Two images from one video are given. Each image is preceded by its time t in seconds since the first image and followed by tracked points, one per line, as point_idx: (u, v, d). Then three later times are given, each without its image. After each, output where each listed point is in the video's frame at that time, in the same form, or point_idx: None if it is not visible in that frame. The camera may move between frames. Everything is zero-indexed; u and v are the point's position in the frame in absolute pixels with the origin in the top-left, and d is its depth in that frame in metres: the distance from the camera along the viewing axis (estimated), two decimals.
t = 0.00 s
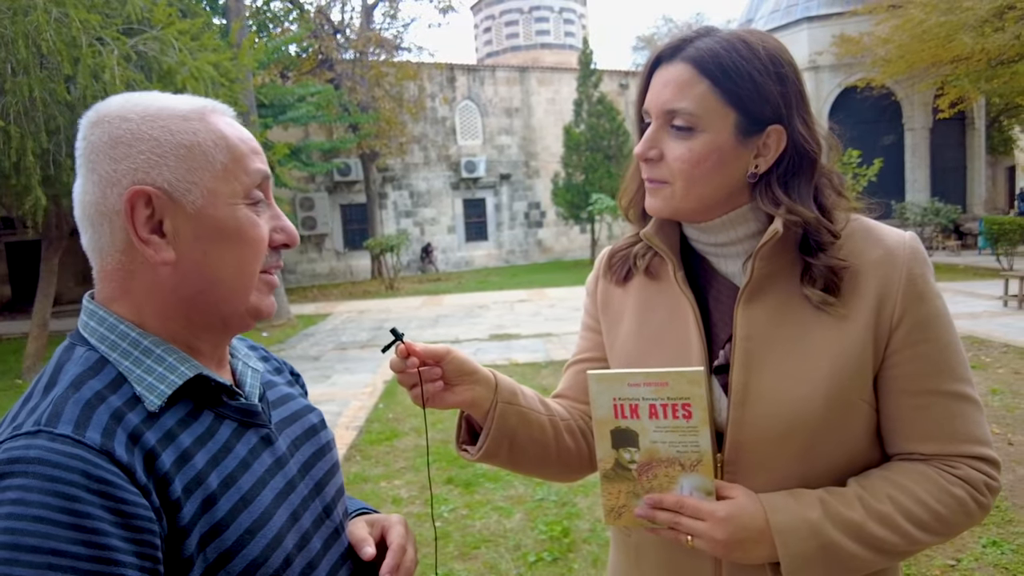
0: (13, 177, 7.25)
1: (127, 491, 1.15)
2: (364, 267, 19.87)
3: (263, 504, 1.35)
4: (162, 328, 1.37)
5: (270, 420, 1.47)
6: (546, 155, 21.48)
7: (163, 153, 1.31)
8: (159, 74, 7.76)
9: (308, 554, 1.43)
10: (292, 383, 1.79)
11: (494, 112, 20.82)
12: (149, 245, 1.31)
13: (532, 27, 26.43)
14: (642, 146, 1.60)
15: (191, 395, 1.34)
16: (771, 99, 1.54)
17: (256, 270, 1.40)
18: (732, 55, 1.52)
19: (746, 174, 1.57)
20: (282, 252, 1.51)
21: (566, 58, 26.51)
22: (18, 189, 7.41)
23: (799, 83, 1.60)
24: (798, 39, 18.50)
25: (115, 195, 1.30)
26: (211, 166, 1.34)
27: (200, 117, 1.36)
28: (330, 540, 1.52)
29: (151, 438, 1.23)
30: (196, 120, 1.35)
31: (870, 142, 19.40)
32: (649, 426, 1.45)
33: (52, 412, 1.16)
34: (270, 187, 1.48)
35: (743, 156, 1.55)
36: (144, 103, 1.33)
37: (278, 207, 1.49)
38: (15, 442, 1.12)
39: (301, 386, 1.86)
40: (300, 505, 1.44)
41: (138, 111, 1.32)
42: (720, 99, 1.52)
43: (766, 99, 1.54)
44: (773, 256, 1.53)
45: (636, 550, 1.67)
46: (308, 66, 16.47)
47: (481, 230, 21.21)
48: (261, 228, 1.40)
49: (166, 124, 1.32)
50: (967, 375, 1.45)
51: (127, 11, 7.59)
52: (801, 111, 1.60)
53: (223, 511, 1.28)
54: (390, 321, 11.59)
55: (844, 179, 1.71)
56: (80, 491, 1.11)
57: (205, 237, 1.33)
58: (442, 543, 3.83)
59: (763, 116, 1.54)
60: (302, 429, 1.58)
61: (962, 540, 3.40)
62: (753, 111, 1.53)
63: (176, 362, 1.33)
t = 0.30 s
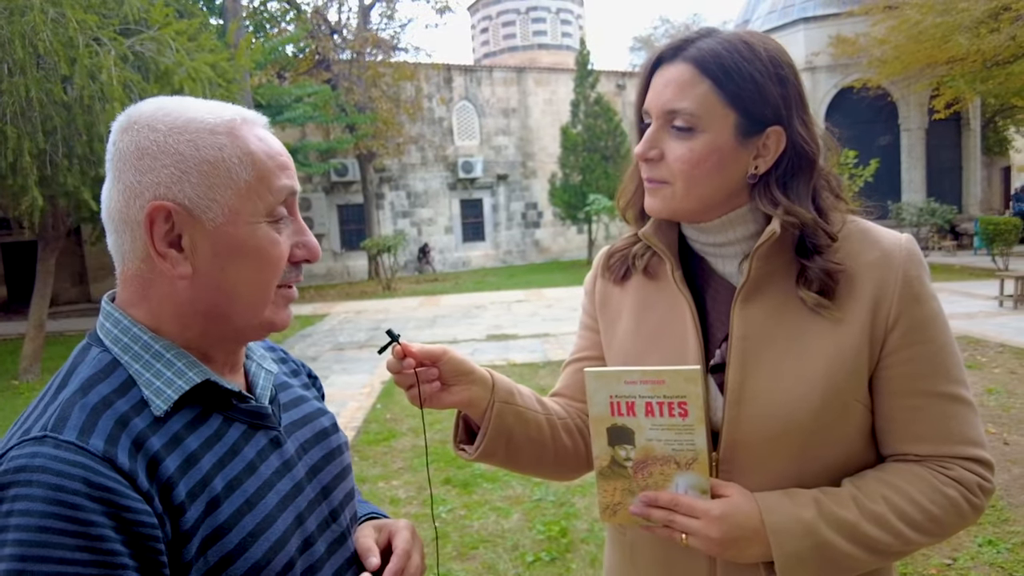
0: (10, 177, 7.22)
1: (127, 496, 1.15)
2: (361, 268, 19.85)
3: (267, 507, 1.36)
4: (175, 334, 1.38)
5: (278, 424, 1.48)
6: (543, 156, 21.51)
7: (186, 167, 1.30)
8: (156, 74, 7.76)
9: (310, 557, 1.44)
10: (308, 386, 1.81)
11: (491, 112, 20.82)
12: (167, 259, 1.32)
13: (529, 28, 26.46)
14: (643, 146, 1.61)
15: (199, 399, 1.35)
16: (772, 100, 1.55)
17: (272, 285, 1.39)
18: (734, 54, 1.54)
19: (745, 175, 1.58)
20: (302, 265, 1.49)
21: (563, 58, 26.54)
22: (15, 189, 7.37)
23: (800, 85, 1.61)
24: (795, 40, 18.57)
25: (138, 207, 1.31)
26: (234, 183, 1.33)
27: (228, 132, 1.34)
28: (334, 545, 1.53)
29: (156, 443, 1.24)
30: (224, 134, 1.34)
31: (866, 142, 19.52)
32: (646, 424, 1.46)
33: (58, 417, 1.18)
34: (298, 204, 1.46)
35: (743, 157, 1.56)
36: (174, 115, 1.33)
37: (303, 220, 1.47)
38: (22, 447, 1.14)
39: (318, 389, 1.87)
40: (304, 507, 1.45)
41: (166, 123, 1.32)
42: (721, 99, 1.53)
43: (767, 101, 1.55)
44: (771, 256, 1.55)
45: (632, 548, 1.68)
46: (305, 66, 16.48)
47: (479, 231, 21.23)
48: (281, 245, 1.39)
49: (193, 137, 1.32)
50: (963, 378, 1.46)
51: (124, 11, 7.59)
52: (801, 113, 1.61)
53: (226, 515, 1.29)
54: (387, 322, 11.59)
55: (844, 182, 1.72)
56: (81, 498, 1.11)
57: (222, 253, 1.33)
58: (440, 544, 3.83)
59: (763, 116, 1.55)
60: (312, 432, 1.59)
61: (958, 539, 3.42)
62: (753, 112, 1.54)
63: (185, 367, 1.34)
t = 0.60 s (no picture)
0: (8, 178, 7.21)
1: (127, 499, 1.16)
2: (359, 268, 19.85)
3: (266, 508, 1.36)
4: (172, 336, 1.38)
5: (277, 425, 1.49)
6: (542, 156, 21.53)
7: (182, 169, 1.31)
8: (154, 75, 7.76)
9: (310, 558, 1.44)
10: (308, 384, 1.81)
11: (490, 113, 20.84)
12: (163, 261, 1.32)
13: (528, 28, 26.48)
14: (637, 150, 1.61)
15: (197, 402, 1.35)
16: (767, 103, 1.55)
17: (269, 288, 1.39)
18: (727, 60, 1.54)
19: (740, 177, 1.59)
20: (301, 266, 1.49)
21: (562, 59, 26.56)
22: (13, 190, 7.36)
23: (793, 87, 1.61)
24: (793, 41, 18.61)
25: (133, 210, 1.31)
26: (230, 186, 1.33)
27: (224, 133, 1.34)
28: (334, 545, 1.54)
29: (153, 447, 1.25)
30: (219, 136, 1.34)
31: (864, 143, 19.63)
32: (642, 423, 1.47)
33: (55, 422, 1.18)
34: (296, 205, 1.46)
35: (738, 161, 1.57)
36: (169, 116, 1.33)
37: (301, 222, 1.47)
38: (19, 455, 1.14)
39: (319, 388, 1.88)
40: (303, 508, 1.45)
41: (161, 124, 1.32)
42: (715, 104, 1.53)
43: (761, 105, 1.55)
44: (766, 257, 1.56)
45: (629, 548, 1.68)
46: (304, 67, 16.50)
47: (477, 231, 21.24)
48: (279, 247, 1.39)
49: (188, 139, 1.32)
50: (958, 377, 1.46)
51: (123, 11, 7.59)
52: (795, 116, 1.62)
53: (225, 517, 1.29)
54: (385, 323, 11.59)
55: (839, 181, 1.72)
56: (82, 502, 1.12)
57: (217, 255, 1.33)
58: (439, 544, 3.83)
59: (757, 120, 1.56)
60: (311, 433, 1.59)
61: (956, 539, 3.43)
62: (747, 116, 1.55)
63: (182, 370, 1.34)
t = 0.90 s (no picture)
0: (9, 179, 7.21)
1: (138, 497, 1.16)
2: (360, 269, 19.87)
3: (268, 507, 1.37)
4: (172, 337, 1.39)
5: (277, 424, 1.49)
6: (542, 157, 21.55)
7: (166, 167, 1.31)
8: (155, 75, 7.77)
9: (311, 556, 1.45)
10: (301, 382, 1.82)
11: (490, 114, 20.85)
12: (152, 261, 1.33)
13: (528, 29, 26.49)
14: (636, 155, 1.61)
15: (198, 401, 1.36)
16: (766, 107, 1.56)
17: (260, 284, 1.40)
18: (727, 63, 1.54)
19: (740, 181, 1.60)
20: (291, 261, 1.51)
21: (562, 60, 26.57)
22: (14, 190, 7.36)
23: (792, 90, 1.62)
24: (793, 42, 18.62)
25: (120, 211, 1.32)
26: (216, 182, 1.34)
27: (208, 130, 1.35)
28: (335, 543, 1.55)
29: (158, 447, 1.25)
30: (204, 132, 1.34)
31: (864, 143, 19.69)
32: (642, 424, 1.47)
33: (62, 422, 1.18)
34: (284, 199, 1.47)
35: (739, 163, 1.57)
36: (151, 115, 1.33)
37: (289, 215, 1.48)
38: (25, 454, 1.14)
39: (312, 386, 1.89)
40: (304, 507, 1.46)
41: (144, 123, 1.33)
42: (714, 108, 1.54)
43: (760, 108, 1.56)
44: (764, 258, 1.56)
45: (630, 548, 1.69)
46: (304, 67, 16.52)
47: (478, 232, 21.25)
48: (269, 242, 1.40)
49: (172, 136, 1.32)
50: (957, 376, 1.46)
51: (124, 12, 7.59)
52: (794, 118, 1.62)
53: (229, 517, 1.30)
54: (386, 323, 11.60)
55: (838, 182, 1.72)
56: (92, 497, 1.12)
57: (207, 252, 1.34)
58: (439, 544, 3.84)
59: (756, 122, 1.56)
60: (309, 432, 1.60)
61: (956, 539, 3.43)
62: (745, 120, 1.55)
63: (182, 371, 1.34)
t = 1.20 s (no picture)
0: (13, 180, 7.23)
1: (138, 505, 1.16)
2: (362, 269, 19.89)
3: (269, 510, 1.37)
4: (178, 340, 1.39)
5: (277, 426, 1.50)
6: (544, 157, 21.56)
7: (180, 172, 1.30)
8: (158, 76, 7.77)
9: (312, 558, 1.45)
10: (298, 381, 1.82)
11: (492, 114, 20.86)
12: (173, 268, 1.33)
13: (530, 29, 26.48)
14: (647, 153, 1.61)
15: (200, 405, 1.36)
16: (775, 107, 1.56)
17: (275, 278, 1.43)
18: (742, 62, 1.54)
19: (750, 180, 1.60)
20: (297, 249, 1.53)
21: (564, 60, 26.57)
22: (17, 191, 7.37)
23: (801, 90, 1.62)
24: (796, 42, 18.61)
25: (136, 220, 1.30)
26: (229, 180, 1.34)
27: (211, 127, 1.34)
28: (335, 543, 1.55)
29: (160, 451, 1.25)
30: (207, 130, 1.34)
31: (867, 144, 19.68)
32: (648, 421, 1.47)
33: (61, 428, 1.18)
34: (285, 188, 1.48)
35: (748, 163, 1.57)
36: (152, 116, 1.31)
37: (291, 204, 1.50)
38: (24, 461, 1.14)
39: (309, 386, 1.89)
40: (305, 510, 1.46)
41: (146, 126, 1.30)
42: (726, 107, 1.54)
43: (771, 109, 1.56)
44: (770, 256, 1.56)
45: (633, 545, 1.69)
46: (306, 68, 16.51)
47: (480, 232, 21.26)
48: (280, 234, 1.42)
49: (179, 139, 1.30)
50: (959, 374, 1.46)
51: (127, 12, 7.60)
52: (803, 119, 1.62)
53: (232, 521, 1.31)
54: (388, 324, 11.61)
55: (843, 181, 1.72)
56: (92, 508, 1.12)
57: (232, 253, 1.35)
58: (441, 544, 3.84)
59: (766, 123, 1.56)
60: (307, 434, 1.61)
61: (959, 540, 3.42)
62: (756, 119, 1.55)
63: (183, 375, 1.34)
